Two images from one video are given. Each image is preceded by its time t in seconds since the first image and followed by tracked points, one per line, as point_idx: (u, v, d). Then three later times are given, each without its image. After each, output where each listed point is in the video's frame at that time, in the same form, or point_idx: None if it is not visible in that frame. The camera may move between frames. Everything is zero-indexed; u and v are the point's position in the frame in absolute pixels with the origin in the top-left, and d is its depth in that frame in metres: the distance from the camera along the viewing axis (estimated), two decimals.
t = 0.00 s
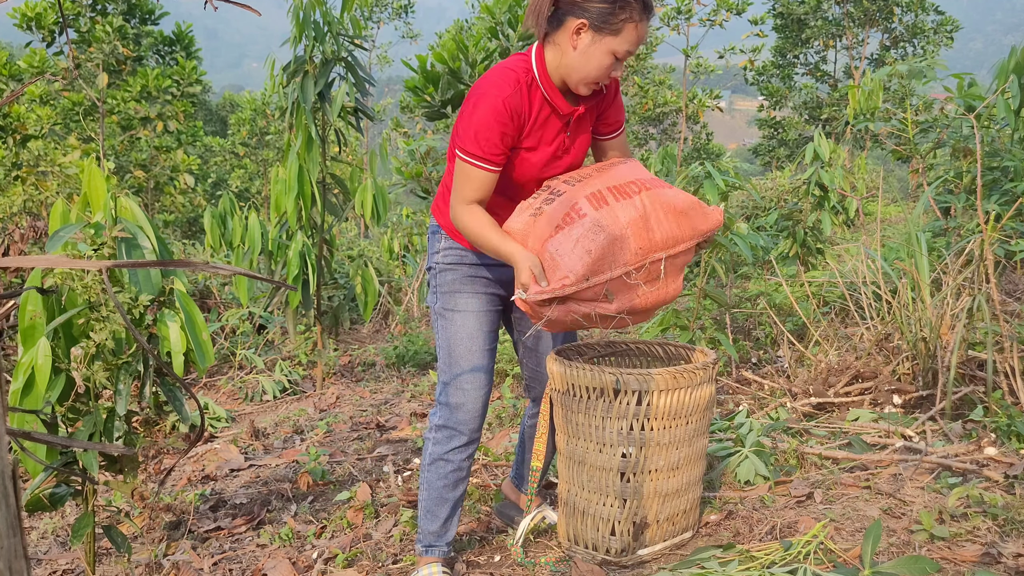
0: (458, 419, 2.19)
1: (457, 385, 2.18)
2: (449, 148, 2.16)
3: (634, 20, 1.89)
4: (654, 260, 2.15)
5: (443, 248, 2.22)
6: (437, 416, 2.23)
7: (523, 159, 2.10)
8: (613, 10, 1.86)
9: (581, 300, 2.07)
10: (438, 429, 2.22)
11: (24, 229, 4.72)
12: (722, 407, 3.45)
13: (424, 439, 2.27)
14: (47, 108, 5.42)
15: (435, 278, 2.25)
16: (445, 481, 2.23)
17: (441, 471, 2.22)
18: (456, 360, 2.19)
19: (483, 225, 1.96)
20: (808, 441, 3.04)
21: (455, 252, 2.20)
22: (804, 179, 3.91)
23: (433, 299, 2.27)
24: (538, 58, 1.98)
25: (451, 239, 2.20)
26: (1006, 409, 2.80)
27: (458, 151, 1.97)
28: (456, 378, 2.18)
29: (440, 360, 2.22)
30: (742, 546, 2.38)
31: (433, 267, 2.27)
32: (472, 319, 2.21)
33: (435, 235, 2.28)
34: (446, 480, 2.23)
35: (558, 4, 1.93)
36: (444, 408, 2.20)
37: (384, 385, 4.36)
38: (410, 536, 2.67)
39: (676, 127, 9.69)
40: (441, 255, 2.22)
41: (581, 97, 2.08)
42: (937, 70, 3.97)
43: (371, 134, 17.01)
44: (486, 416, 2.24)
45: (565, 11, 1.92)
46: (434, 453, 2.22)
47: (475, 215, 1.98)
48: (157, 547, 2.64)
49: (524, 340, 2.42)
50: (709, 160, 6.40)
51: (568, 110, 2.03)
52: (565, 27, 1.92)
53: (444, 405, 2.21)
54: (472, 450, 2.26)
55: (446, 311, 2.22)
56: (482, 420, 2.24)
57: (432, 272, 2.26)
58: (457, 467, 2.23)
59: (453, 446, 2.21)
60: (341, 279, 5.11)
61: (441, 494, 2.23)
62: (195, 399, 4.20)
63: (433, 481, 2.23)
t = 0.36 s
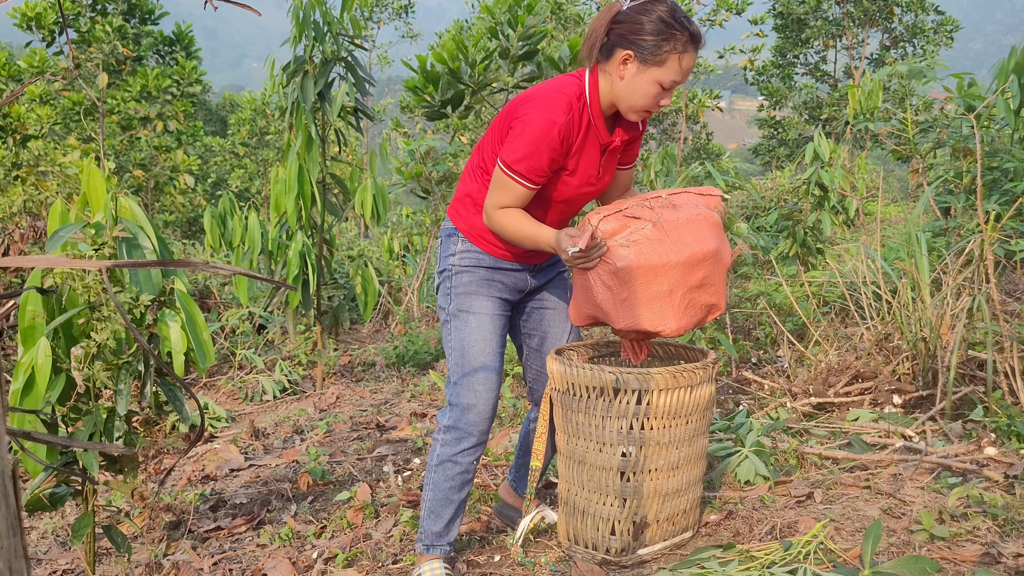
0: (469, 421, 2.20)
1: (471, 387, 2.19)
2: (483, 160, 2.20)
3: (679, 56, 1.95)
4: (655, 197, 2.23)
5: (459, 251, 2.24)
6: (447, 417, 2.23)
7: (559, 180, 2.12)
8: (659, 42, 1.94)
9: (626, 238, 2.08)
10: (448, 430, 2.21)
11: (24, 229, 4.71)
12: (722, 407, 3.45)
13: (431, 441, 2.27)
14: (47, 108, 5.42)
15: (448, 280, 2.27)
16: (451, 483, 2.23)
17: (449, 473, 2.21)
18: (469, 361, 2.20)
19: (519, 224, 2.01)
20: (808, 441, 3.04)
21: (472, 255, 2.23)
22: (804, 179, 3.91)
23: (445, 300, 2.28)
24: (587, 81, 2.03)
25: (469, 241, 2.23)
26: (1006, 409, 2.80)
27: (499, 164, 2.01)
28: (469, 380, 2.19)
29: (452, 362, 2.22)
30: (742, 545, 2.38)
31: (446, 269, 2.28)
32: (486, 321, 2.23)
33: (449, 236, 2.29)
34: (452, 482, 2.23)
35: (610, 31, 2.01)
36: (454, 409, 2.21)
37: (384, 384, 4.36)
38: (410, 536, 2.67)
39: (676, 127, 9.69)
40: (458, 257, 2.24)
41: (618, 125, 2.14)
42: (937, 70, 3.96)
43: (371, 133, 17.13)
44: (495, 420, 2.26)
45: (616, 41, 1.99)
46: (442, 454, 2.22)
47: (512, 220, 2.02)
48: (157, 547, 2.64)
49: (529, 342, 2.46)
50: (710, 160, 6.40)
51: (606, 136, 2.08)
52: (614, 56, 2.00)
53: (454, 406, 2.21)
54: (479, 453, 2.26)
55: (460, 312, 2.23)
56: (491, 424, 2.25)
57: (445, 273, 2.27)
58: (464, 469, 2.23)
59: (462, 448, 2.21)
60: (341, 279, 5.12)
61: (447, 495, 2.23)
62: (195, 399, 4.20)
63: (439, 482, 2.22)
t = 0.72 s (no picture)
0: (497, 396, 2.20)
1: (499, 363, 2.20)
2: (515, 146, 2.23)
3: (721, 85, 1.93)
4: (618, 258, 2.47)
5: (473, 233, 2.27)
6: (473, 392, 2.24)
7: (581, 185, 2.13)
8: (705, 67, 1.92)
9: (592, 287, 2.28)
10: (474, 405, 2.24)
11: (24, 228, 4.71)
12: (722, 407, 3.46)
13: (453, 415, 2.29)
14: (47, 108, 5.42)
15: (468, 260, 2.27)
16: (476, 455, 2.27)
17: (474, 446, 2.25)
18: (494, 341, 2.21)
19: (524, 228, 2.07)
20: (808, 441, 3.04)
21: (490, 236, 2.26)
22: (804, 180, 3.91)
23: (463, 281, 2.28)
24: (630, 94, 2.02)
25: (485, 224, 2.27)
26: (1006, 409, 2.80)
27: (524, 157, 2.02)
28: (497, 358, 2.20)
29: (476, 339, 2.23)
30: (742, 545, 2.38)
31: (464, 248, 2.29)
32: (509, 299, 2.24)
33: (466, 218, 2.31)
34: (477, 454, 2.27)
35: (662, 49, 2.01)
36: (482, 385, 2.21)
37: (384, 385, 4.36)
38: (409, 536, 2.67)
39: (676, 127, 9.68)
40: (476, 238, 2.27)
41: (651, 145, 2.11)
42: (937, 70, 3.96)
43: (371, 134, 17.12)
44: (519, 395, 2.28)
45: (664, 61, 1.98)
46: (467, 429, 2.25)
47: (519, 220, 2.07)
48: (157, 547, 2.64)
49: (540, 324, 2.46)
50: (710, 160, 6.40)
51: (636, 153, 2.07)
52: (659, 74, 1.99)
53: (481, 382, 2.22)
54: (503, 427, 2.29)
55: (482, 292, 2.24)
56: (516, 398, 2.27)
57: (463, 253, 2.29)
58: (489, 443, 2.26)
59: (489, 422, 2.23)
60: (341, 279, 5.12)
61: (471, 467, 2.28)
62: (195, 399, 4.20)
63: (463, 455, 2.27)
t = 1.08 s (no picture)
0: (502, 412, 2.30)
1: (504, 381, 2.27)
2: (510, 141, 2.22)
3: (687, 66, 1.92)
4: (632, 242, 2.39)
5: (477, 238, 2.25)
6: (480, 407, 2.32)
7: (582, 166, 2.11)
8: (677, 44, 1.91)
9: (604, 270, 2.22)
10: (481, 419, 2.32)
11: (24, 228, 4.71)
12: (722, 407, 3.46)
13: (462, 426, 2.37)
14: (47, 108, 5.42)
15: (471, 274, 2.27)
16: (485, 464, 2.37)
17: (484, 456, 2.35)
18: (499, 359, 2.26)
19: (533, 206, 2.03)
20: (808, 441, 3.04)
21: (492, 246, 2.23)
22: (804, 180, 3.91)
23: (468, 295, 2.29)
24: (613, 74, 2.03)
25: (490, 232, 2.23)
26: (1006, 409, 2.80)
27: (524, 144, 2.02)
28: (502, 375, 2.27)
29: (482, 357, 2.28)
30: (742, 546, 2.38)
31: (468, 261, 2.28)
32: (512, 316, 2.26)
33: (467, 221, 2.29)
34: (487, 463, 2.36)
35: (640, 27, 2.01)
36: (489, 402, 2.29)
37: (384, 384, 4.36)
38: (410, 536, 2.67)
39: (676, 127, 9.69)
40: (478, 249, 2.25)
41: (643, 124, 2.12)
42: (937, 70, 3.96)
43: (371, 133, 17.13)
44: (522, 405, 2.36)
45: (641, 36, 1.99)
46: (476, 441, 2.34)
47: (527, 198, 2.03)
48: (157, 547, 2.64)
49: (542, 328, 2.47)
50: (710, 160, 6.40)
51: (628, 128, 2.06)
52: (632, 49, 2.00)
53: (486, 398, 2.30)
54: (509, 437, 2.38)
55: (485, 309, 2.26)
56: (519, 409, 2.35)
57: (466, 265, 2.28)
58: (497, 452, 2.36)
59: (495, 434, 2.33)
60: (341, 279, 5.12)
61: (482, 474, 2.38)
62: (195, 399, 4.20)
63: (474, 464, 2.36)
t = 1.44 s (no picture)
0: (508, 416, 2.29)
1: (510, 386, 2.26)
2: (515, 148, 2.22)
3: (685, 62, 1.91)
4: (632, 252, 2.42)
5: (483, 245, 2.26)
6: (486, 410, 2.32)
7: (586, 175, 2.12)
8: (674, 41, 1.91)
9: (612, 294, 2.21)
10: (487, 422, 2.32)
11: (23, 228, 4.71)
12: (722, 407, 3.45)
13: (469, 429, 2.37)
14: (47, 108, 5.42)
15: (479, 279, 2.27)
16: (490, 468, 2.36)
17: (488, 460, 2.35)
18: (506, 363, 2.25)
19: (535, 225, 2.06)
20: (808, 441, 3.04)
21: (500, 250, 2.23)
22: (804, 180, 3.91)
23: (475, 300, 2.30)
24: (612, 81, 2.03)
25: (496, 237, 2.24)
26: (1006, 409, 2.80)
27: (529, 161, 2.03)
28: (508, 380, 2.26)
29: (489, 361, 2.28)
30: (741, 545, 2.38)
31: (475, 266, 2.28)
32: (519, 321, 2.25)
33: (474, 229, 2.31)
34: (492, 467, 2.36)
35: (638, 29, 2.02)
36: (494, 405, 2.29)
37: (384, 384, 4.36)
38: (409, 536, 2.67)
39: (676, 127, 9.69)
40: (486, 254, 2.25)
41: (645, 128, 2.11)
42: (936, 70, 3.96)
43: (371, 134, 17.17)
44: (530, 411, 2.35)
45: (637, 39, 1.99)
46: (482, 444, 2.34)
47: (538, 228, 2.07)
48: (157, 547, 2.65)
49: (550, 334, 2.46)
50: (710, 160, 6.39)
51: (631, 135, 2.06)
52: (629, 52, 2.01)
53: (493, 402, 2.29)
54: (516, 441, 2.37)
55: (492, 314, 2.26)
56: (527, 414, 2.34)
57: (474, 269, 2.29)
58: (502, 456, 2.35)
59: (501, 439, 2.32)
60: (341, 279, 5.12)
61: (487, 478, 2.38)
62: (195, 399, 4.20)
63: (479, 467, 2.36)
